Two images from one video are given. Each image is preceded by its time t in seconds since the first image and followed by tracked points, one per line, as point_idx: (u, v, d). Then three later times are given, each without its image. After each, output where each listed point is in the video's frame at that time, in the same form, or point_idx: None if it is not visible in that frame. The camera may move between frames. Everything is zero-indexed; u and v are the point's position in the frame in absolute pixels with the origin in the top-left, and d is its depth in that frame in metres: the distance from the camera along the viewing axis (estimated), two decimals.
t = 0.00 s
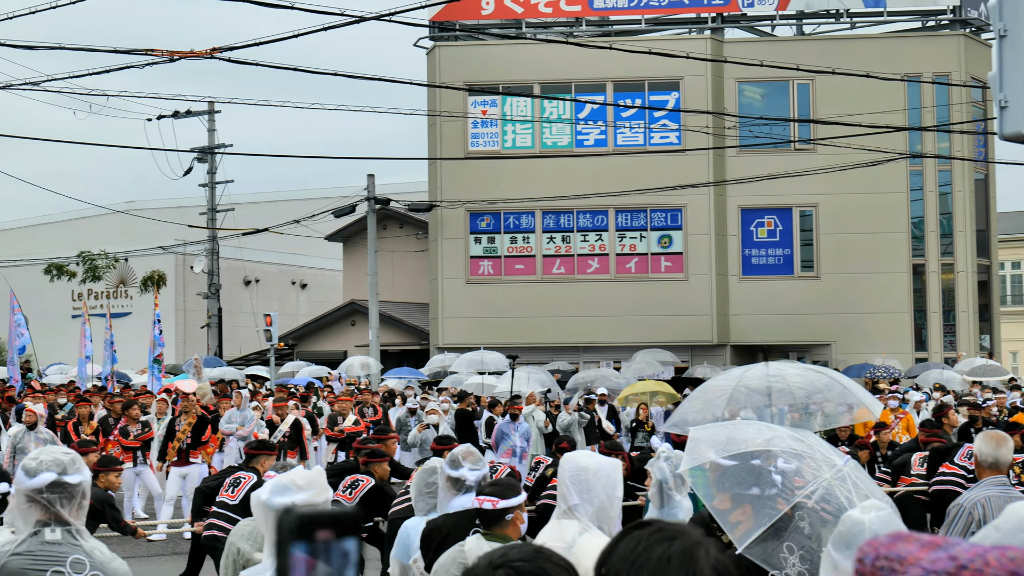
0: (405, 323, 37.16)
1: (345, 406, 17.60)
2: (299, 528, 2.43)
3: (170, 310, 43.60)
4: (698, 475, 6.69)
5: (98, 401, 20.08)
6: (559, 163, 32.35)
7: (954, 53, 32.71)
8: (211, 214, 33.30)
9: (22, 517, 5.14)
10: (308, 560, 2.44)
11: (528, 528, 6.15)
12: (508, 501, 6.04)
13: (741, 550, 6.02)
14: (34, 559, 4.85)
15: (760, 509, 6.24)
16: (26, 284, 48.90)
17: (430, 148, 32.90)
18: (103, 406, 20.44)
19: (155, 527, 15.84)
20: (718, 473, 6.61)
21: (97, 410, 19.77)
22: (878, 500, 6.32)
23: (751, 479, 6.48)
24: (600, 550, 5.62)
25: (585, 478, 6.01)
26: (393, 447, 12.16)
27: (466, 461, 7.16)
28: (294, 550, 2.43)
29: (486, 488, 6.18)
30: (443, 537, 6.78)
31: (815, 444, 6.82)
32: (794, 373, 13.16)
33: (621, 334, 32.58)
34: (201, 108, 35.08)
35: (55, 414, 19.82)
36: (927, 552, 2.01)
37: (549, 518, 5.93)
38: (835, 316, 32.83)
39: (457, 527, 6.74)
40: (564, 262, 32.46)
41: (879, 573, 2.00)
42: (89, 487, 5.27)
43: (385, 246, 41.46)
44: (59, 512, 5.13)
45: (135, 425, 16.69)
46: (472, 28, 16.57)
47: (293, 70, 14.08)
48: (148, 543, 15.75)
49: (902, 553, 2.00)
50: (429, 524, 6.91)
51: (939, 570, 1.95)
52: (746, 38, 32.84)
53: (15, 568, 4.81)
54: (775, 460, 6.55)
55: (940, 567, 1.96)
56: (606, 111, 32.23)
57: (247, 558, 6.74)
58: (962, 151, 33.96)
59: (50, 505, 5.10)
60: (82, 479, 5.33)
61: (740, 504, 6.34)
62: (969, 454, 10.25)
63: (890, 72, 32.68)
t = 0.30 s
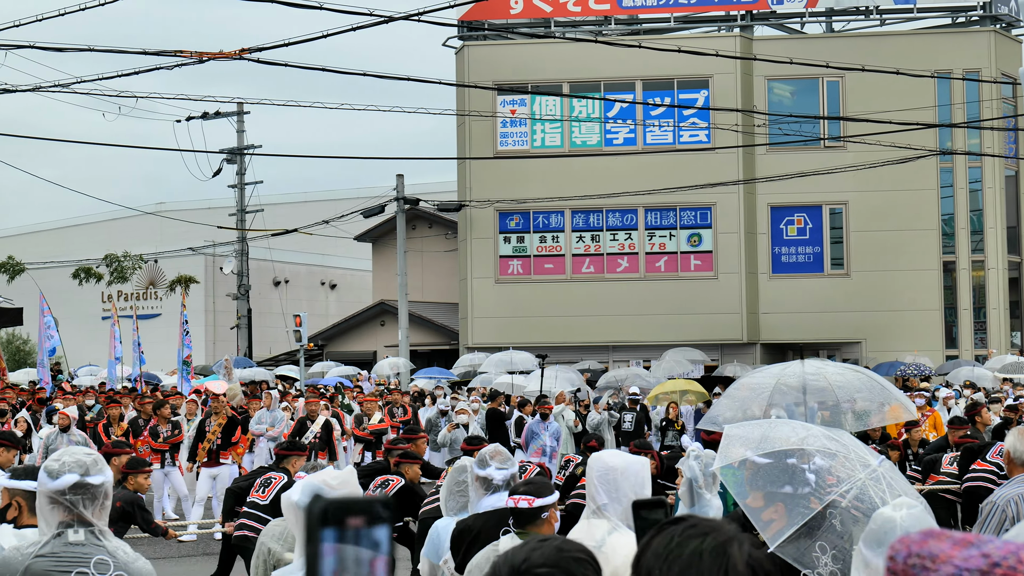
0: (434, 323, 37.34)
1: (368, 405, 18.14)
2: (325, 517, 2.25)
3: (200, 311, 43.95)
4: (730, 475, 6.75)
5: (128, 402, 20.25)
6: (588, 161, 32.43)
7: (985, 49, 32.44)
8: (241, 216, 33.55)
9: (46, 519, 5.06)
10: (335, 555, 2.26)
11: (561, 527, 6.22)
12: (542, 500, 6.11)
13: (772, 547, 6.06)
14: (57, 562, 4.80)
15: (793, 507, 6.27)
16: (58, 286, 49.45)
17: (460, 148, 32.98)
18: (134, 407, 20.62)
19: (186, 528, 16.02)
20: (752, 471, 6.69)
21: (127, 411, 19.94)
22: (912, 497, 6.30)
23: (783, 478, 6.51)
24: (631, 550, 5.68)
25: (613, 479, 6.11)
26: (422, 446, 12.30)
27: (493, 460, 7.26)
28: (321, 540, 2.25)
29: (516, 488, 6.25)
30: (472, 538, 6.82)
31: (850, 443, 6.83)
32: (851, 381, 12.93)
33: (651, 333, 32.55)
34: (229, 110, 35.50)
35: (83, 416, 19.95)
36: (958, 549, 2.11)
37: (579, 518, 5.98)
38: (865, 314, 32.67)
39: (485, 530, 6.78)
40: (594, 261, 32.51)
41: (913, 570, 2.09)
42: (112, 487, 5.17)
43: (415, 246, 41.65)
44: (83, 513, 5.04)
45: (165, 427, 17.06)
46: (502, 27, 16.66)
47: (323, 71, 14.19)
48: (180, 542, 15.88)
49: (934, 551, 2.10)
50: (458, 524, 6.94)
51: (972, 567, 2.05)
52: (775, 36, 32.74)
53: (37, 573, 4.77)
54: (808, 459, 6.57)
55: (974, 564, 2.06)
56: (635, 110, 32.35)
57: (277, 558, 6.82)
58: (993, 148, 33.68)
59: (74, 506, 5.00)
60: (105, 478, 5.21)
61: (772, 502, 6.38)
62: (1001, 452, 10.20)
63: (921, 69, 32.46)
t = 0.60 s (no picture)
0: (476, 323, 37.58)
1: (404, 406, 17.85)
2: (373, 488, 2.20)
3: (243, 311, 44.49)
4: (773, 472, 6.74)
5: (172, 401, 20.54)
6: (630, 161, 32.48)
7: None
8: (283, 216, 33.94)
9: (78, 516, 5.29)
10: (382, 528, 2.20)
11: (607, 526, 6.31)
12: (588, 499, 6.26)
13: (816, 547, 6.06)
14: (91, 558, 5.03)
15: (837, 506, 6.26)
16: (104, 286, 50.26)
17: (502, 148, 33.08)
18: (178, 407, 20.90)
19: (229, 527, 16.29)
20: (798, 469, 6.63)
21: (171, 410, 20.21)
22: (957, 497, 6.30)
23: (828, 476, 6.49)
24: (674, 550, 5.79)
25: (656, 476, 6.12)
26: (466, 446, 12.50)
27: (534, 460, 7.35)
28: (369, 510, 2.20)
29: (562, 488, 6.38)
30: (514, 538, 6.88)
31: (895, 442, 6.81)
32: (902, 388, 12.60)
33: (693, 333, 32.52)
34: (271, 111, 35.93)
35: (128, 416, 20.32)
36: (1004, 548, 2.53)
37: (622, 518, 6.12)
38: (910, 314, 32.43)
39: (527, 528, 6.86)
40: (636, 262, 32.54)
41: (959, 567, 2.53)
42: (139, 480, 5.39)
43: (457, 246, 41.90)
44: (113, 507, 5.26)
45: (209, 427, 17.19)
46: (545, 28, 16.80)
47: (365, 72, 14.36)
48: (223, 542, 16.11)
49: (980, 551, 2.52)
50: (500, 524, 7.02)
51: (1017, 565, 2.46)
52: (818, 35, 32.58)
53: (74, 569, 5.01)
54: (853, 457, 6.55)
55: (1019, 563, 2.47)
56: (678, 110, 32.34)
57: (321, 556, 7.00)
58: None
59: (104, 502, 5.23)
60: (132, 472, 5.43)
61: (817, 501, 6.36)
62: None
63: (966, 67, 32.18)
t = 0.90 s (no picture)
0: (523, 323, 37.79)
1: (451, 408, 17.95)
2: (434, 469, 2.02)
3: (292, 311, 45.08)
4: (825, 475, 6.49)
5: (221, 402, 20.84)
6: (678, 161, 32.46)
7: None
8: (330, 218, 34.35)
9: (114, 512, 5.45)
10: (440, 510, 2.02)
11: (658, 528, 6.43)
12: (637, 500, 6.41)
13: (871, 547, 5.75)
14: (131, 555, 5.23)
15: (891, 507, 5.96)
16: (155, 287, 51.15)
17: (548, 148, 33.12)
18: (226, 407, 21.22)
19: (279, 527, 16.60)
20: (850, 470, 6.42)
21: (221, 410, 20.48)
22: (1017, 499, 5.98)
23: (882, 478, 6.22)
24: (720, 549, 5.89)
25: (700, 476, 6.30)
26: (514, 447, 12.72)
27: (582, 460, 7.50)
28: (428, 493, 2.02)
29: (612, 488, 6.57)
30: (562, 537, 7.07)
31: (951, 444, 6.52)
32: (957, 388, 12.27)
33: (741, 333, 32.44)
34: (318, 112, 36.34)
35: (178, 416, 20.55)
36: None
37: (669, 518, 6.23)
38: (961, 313, 32.16)
39: (575, 528, 7.02)
40: (683, 261, 32.53)
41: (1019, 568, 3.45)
42: (176, 476, 5.56)
43: (504, 246, 42.10)
44: (150, 503, 5.43)
45: (257, 426, 17.55)
46: (591, 28, 16.96)
47: (412, 74, 14.55)
48: (273, 542, 16.38)
49: None
50: (549, 524, 7.21)
51: None
52: (866, 33, 32.36)
53: (114, 566, 5.20)
54: (906, 459, 6.29)
55: None
56: (725, 109, 32.25)
57: (371, 555, 7.19)
58: None
59: (141, 498, 5.38)
60: (168, 468, 5.61)
61: (870, 502, 6.08)
62: None
63: (1015, 64, 31.88)
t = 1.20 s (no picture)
0: (570, 323, 37.82)
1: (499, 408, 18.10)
2: (505, 450, 1.78)
3: (339, 311, 45.47)
4: (877, 476, 6.41)
5: (270, 402, 21.08)
6: (726, 161, 32.29)
7: None
8: (377, 218, 34.62)
9: (154, 511, 5.59)
10: (512, 491, 1.79)
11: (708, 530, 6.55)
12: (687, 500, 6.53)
13: (924, 549, 5.63)
14: (169, 554, 5.32)
15: (945, 510, 5.86)
16: (205, 287, 51.89)
17: (595, 148, 33.09)
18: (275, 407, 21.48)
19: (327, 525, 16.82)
20: (902, 472, 6.33)
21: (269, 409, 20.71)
22: None
23: (935, 480, 6.12)
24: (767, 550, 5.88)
25: (745, 477, 6.36)
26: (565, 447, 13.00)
27: (631, 461, 7.54)
28: (499, 474, 1.78)
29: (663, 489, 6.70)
30: (611, 537, 6.97)
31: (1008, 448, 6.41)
32: (1014, 388, 12.04)
33: (789, 334, 32.22)
34: (365, 112, 36.61)
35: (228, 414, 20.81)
36: None
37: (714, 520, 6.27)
38: (1014, 314, 31.70)
39: (624, 530, 6.94)
40: (731, 262, 32.34)
41: None
42: (214, 475, 5.68)
43: (551, 246, 42.11)
44: (189, 502, 5.55)
45: (304, 425, 17.60)
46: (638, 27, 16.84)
47: (457, 72, 14.59)
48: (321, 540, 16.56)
49: None
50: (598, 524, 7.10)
51: None
52: (917, 30, 31.96)
53: (152, 564, 5.30)
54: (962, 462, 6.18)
55: None
56: (773, 108, 31.97)
57: (421, 553, 7.30)
58: None
59: (179, 497, 5.51)
60: (206, 467, 5.74)
61: (924, 505, 5.98)
62: None
63: None
